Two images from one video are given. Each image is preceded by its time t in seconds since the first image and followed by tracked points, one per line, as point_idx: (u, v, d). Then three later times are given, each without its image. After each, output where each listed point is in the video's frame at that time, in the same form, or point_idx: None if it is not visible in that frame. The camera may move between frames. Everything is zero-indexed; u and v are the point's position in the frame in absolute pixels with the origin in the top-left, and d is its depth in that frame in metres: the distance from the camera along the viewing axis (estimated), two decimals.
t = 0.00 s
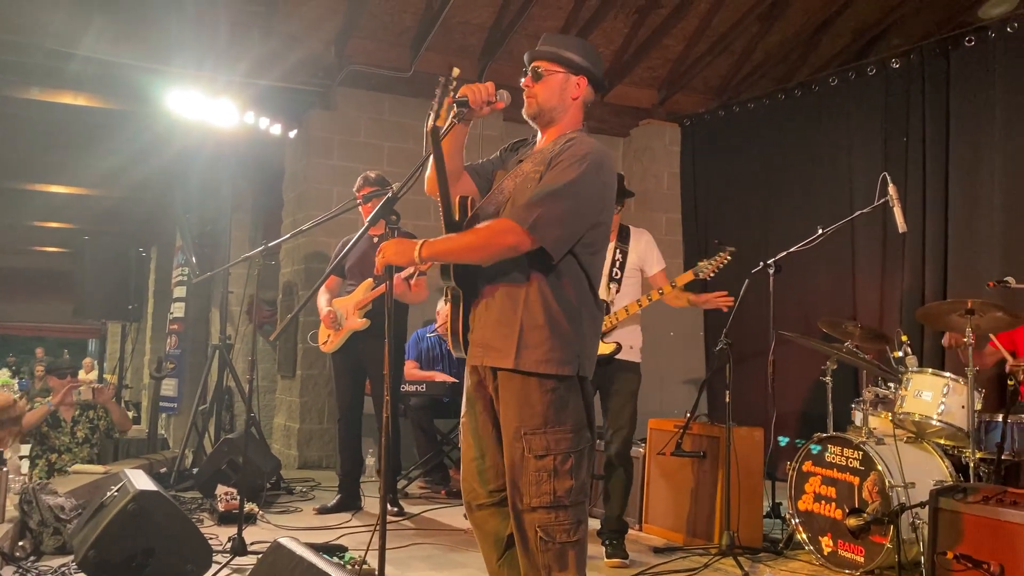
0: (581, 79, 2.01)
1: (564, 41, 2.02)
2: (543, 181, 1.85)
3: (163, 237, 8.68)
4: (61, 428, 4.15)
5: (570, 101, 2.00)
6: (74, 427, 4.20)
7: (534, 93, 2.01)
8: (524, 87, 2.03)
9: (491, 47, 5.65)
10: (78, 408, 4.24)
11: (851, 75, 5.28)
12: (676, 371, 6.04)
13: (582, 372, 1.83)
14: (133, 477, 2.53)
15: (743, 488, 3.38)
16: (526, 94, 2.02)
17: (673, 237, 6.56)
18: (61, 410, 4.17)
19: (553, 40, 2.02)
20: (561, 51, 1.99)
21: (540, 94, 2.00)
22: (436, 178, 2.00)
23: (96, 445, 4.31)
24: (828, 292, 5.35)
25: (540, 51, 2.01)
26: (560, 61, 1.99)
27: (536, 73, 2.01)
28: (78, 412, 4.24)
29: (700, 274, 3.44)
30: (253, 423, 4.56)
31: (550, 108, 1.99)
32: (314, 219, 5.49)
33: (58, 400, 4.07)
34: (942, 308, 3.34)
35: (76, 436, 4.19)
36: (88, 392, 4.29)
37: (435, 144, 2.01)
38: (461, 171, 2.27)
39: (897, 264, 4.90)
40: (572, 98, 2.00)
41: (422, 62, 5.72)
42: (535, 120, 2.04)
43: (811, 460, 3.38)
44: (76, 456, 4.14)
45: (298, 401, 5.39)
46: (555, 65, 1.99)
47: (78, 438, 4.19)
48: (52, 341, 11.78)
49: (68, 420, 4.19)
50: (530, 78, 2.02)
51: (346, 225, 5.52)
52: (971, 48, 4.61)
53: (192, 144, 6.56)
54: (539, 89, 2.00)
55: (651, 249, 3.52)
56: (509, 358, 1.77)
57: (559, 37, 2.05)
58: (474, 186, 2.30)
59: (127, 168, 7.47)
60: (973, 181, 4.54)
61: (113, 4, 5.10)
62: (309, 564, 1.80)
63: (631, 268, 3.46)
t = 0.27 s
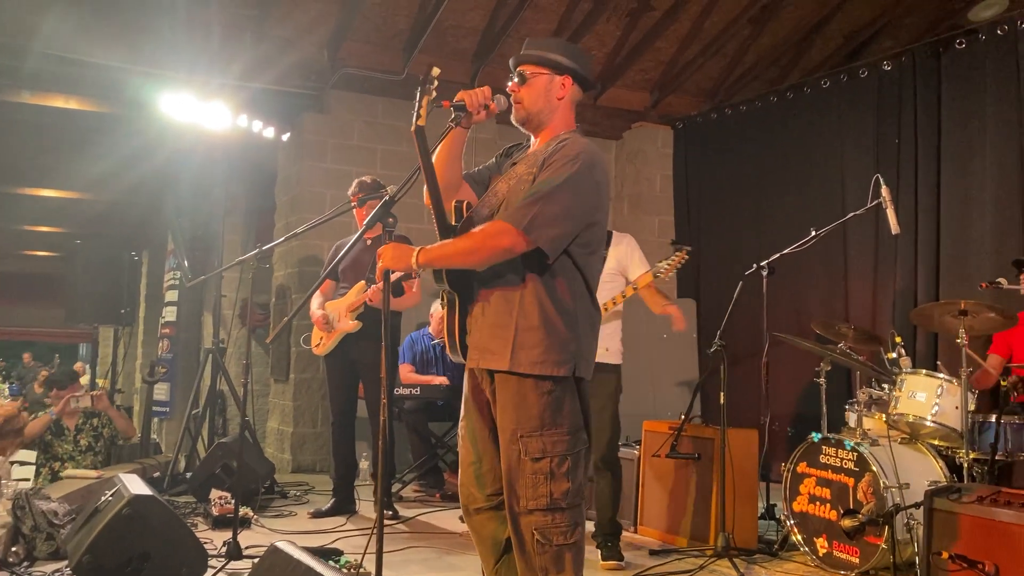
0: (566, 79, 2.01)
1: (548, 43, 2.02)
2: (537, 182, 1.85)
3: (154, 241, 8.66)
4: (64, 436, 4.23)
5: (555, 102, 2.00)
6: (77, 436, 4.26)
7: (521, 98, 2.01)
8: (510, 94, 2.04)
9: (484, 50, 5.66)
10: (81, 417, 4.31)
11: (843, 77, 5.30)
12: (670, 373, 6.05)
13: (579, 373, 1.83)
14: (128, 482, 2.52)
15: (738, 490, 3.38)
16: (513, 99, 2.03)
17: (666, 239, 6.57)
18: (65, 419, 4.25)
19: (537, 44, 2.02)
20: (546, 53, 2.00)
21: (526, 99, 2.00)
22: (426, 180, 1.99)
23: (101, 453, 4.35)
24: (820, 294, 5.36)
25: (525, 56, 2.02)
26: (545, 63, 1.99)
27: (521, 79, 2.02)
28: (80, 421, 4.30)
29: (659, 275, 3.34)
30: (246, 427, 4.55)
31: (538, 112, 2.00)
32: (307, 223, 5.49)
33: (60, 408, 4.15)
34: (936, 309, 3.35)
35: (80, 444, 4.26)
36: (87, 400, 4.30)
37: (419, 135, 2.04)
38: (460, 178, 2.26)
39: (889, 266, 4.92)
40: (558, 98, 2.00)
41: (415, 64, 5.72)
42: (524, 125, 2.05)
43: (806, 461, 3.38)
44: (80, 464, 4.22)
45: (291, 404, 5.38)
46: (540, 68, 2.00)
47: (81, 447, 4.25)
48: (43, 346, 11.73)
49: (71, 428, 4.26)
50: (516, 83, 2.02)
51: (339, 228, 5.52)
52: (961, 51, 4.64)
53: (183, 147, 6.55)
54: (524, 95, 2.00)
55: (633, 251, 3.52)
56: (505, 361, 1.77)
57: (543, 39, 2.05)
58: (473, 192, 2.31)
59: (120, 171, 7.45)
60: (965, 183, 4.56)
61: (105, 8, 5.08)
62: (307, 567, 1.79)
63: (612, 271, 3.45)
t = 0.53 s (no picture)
0: (557, 79, 2.01)
1: (537, 44, 2.02)
2: (537, 182, 1.86)
3: (147, 244, 8.64)
4: (63, 439, 4.24)
5: (548, 104, 2.02)
6: (76, 439, 4.27)
7: (513, 102, 2.01)
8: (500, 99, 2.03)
9: (477, 52, 5.67)
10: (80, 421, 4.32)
11: (835, 78, 5.32)
12: (664, 374, 6.06)
13: (583, 370, 1.83)
14: (124, 484, 2.52)
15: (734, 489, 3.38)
16: (505, 104, 2.03)
17: (660, 240, 6.59)
18: (64, 422, 4.25)
19: (526, 45, 2.03)
20: (536, 56, 2.01)
21: (519, 103, 2.01)
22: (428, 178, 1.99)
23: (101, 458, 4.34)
24: (814, 293, 5.38)
25: (513, 60, 2.02)
26: (533, 67, 2.00)
27: (512, 83, 2.01)
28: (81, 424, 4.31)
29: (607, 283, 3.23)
30: (241, 429, 4.55)
31: (531, 115, 2.02)
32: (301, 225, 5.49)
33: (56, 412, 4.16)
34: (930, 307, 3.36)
35: (79, 448, 4.26)
36: (85, 403, 4.28)
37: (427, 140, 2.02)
38: (456, 180, 2.26)
39: (883, 265, 4.94)
40: (549, 100, 2.01)
41: (408, 66, 5.72)
42: (518, 127, 2.06)
43: (801, 460, 3.39)
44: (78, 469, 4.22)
45: (286, 406, 5.38)
46: (531, 70, 2.01)
47: (80, 450, 4.26)
48: (34, 350, 11.69)
49: (71, 432, 4.26)
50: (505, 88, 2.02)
51: (333, 230, 5.52)
52: (953, 51, 4.67)
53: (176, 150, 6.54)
54: (515, 99, 2.01)
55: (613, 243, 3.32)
56: (511, 360, 1.77)
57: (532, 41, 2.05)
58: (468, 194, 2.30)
59: (112, 174, 7.43)
60: (957, 182, 4.59)
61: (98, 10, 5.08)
62: (305, 568, 1.79)
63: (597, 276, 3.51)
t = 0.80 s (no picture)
0: (560, 95, 2.02)
1: (532, 55, 1.98)
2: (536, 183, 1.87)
3: (141, 247, 8.64)
4: (59, 441, 4.23)
5: (551, 116, 2.02)
6: (71, 440, 4.25)
7: (518, 113, 1.98)
8: (504, 107, 2.00)
9: (472, 53, 5.66)
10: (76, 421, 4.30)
11: (829, 77, 5.33)
12: (660, 374, 6.06)
13: (592, 369, 1.83)
14: (119, 488, 2.51)
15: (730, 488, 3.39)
16: (507, 113, 2.00)
17: (655, 240, 6.60)
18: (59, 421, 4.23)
19: (520, 54, 1.99)
20: (527, 66, 1.96)
21: (526, 113, 1.98)
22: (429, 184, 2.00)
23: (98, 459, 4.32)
24: (809, 293, 5.39)
25: (511, 68, 1.98)
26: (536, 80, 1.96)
27: (517, 94, 1.98)
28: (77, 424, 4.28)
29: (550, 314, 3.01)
30: (237, 433, 4.54)
31: (534, 125, 2.00)
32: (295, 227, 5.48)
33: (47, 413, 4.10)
34: (924, 306, 3.37)
35: (74, 449, 4.26)
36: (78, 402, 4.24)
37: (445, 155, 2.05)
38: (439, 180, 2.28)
39: (877, 265, 4.95)
40: (553, 113, 2.02)
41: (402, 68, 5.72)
42: (517, 138, 2.04)
43: (797, 459, 3.39)
44: (72, 470, 4.20)
45: (282, 409, 5.37)
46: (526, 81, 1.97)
47: (75, 452, 4.24)
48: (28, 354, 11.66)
49: (66, 432, 4.25)
50: (514, 98, 1.98)
51: (327, 232, 5.51)
52: (946, 50, 4.67)
53: (170, 152, 6.53)
54: (523, 110, 1.98)
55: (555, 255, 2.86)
56: (526, 358, 1.76)
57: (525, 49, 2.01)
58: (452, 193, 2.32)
59: (106, 177, 7.41)
60: (951, 181, 4.59)
61: (92, 13, 5.07)
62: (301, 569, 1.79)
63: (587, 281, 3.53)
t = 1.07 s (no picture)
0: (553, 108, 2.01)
1: (522, 70, 1.96)
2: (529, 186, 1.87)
3: (136, 249, 8.63)
4: (53, 447, 4.24)
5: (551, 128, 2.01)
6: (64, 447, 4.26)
7: (534, 134, 1.96)
8: (512, 128, 1.95)
9: (465, 53, 5.66)
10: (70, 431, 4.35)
11: (822, 76, 5.33)
12: (655, 374, 6.06)
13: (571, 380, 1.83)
14: (110, 491, 2.51)
15: (723, 488, 3.38)
16: (515, 133, 1.96)
17: (649, 240, 6.60)
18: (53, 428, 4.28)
19: (513, 69, 1.96)
20: (519, 85, 1.93)
21: (539, 131, 1.96)
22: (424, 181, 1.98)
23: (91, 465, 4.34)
24: (803, 291, 5.39)
25: (504, 87, 1.94)
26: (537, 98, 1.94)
27: (528, 114, 1.94)
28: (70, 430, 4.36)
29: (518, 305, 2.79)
30: (231, 435, 4.53)
31: (539, 140, 1.98)
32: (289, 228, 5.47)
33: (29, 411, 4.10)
34: (916, 304, 3.36)
35: (67, 456, 4.25)
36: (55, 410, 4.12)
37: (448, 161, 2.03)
38: (427, 179, 2.28)
39: (871, 263, 4.95)
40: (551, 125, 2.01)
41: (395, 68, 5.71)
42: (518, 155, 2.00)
43: (790, 458, 3.39)
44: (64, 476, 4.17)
45: (277, 411, 5.36)
46: (524, 101, 1.94)
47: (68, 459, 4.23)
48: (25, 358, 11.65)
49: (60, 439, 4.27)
50: (522, 119, 1.94)
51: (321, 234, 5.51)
52: (938, 48, 4.67)
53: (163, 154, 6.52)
54: (536, 131, 1.96)
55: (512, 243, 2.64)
56: (515, 369, 1.74)
57: (514, 63, 1.99)
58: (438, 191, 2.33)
59: (100, 179, 7.39)
60: (944, 179, 4.59)
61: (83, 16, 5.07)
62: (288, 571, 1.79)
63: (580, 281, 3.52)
